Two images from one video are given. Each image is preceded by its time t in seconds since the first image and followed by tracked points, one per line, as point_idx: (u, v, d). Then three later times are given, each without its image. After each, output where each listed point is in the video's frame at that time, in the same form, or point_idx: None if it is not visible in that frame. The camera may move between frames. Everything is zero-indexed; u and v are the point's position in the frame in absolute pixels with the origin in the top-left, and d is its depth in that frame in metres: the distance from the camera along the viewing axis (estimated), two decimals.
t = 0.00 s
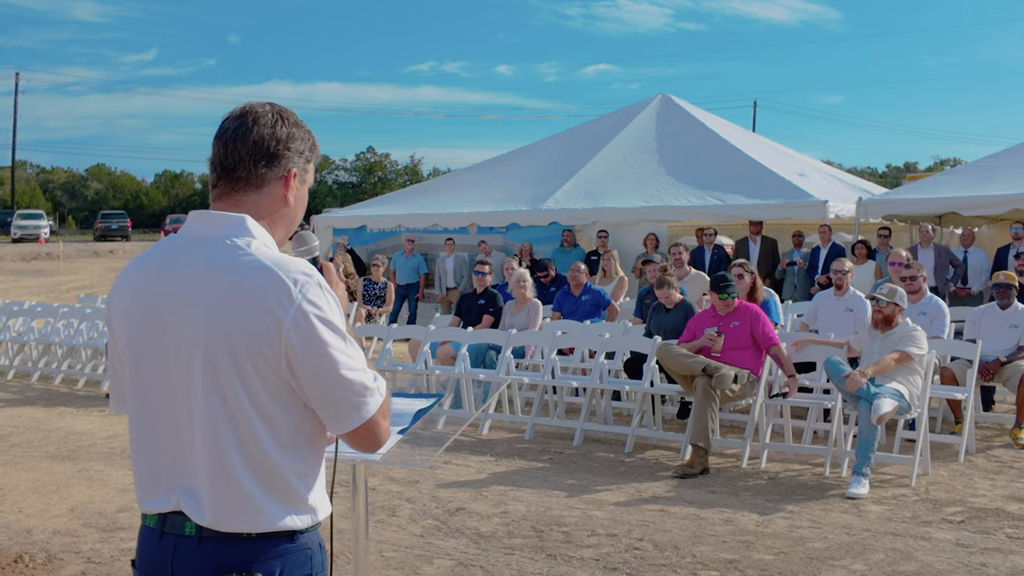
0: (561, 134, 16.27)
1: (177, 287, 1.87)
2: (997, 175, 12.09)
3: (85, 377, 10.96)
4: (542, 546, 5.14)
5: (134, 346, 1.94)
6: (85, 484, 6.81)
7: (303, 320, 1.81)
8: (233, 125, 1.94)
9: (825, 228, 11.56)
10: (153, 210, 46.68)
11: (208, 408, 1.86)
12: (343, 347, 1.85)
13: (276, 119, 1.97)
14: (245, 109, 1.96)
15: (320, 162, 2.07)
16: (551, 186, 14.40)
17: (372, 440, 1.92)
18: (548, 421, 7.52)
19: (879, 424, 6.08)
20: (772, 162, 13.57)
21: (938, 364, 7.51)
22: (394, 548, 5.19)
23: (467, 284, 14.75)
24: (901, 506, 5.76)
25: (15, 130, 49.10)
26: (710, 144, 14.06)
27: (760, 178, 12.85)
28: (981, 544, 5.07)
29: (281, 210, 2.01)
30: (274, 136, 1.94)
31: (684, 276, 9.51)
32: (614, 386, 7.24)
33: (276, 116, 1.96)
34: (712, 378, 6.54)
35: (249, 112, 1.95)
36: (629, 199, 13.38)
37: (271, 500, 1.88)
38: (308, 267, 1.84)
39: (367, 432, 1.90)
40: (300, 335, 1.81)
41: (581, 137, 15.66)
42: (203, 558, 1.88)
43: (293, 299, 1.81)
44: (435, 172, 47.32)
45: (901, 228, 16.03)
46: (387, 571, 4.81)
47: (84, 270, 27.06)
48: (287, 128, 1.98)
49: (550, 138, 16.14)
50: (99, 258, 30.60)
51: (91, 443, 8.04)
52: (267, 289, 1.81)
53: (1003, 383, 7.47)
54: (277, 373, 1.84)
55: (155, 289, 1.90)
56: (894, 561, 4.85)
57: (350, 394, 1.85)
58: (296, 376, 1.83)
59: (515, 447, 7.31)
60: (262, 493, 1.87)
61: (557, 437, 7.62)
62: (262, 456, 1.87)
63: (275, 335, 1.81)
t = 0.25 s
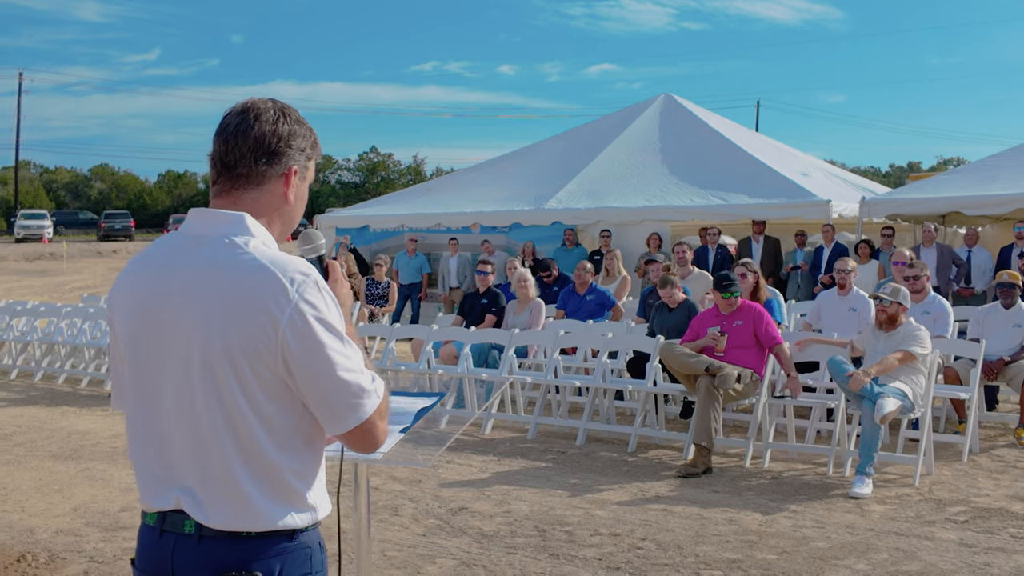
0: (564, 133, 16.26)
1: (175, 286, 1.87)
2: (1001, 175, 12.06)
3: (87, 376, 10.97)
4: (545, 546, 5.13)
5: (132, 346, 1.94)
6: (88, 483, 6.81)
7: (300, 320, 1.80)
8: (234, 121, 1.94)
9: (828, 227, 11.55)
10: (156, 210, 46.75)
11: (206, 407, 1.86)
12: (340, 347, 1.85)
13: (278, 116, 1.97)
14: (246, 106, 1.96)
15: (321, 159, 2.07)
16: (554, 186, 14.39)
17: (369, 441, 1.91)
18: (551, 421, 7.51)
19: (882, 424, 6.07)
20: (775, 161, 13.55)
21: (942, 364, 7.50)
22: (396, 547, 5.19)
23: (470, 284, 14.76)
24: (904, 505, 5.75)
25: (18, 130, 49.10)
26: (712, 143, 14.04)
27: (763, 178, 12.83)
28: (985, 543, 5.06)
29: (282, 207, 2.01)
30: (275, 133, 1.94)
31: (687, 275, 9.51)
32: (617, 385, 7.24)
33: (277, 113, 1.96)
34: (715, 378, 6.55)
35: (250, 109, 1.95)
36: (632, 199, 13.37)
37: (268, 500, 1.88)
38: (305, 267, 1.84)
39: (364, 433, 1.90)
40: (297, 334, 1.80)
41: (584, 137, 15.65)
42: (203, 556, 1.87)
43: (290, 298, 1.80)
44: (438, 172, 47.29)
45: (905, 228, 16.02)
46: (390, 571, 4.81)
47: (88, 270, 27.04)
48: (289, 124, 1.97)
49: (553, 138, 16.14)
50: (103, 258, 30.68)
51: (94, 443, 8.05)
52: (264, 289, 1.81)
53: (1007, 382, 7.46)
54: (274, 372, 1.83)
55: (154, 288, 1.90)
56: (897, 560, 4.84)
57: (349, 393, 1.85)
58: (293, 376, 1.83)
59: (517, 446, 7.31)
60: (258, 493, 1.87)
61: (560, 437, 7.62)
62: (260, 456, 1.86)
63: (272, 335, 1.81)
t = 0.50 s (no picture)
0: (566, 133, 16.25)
1: (178, 285, 1.87)
2: (1004, 175, 12.05)
3: (89, 376, 10.98)
4: (547, 546, 5.13)
5: (134, 346, 1.93)
6: (89, 483, 6.80)
7: (306, 319, 1.80)
8: (239, 123, 1.92)
9: (831, 227, 11.54)
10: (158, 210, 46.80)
11: (209, 406, 1.85)
12: (346, 346, 1.85)
13: (283, 117, 1.96)
14: (251, 107, 1.94)
15: (325, 161, 2.06)
16: (556, 186, 14.39)
17: (376, 439, 1.91)
18: (553, 421, 7.51)
19: (885, 424, 6.06)
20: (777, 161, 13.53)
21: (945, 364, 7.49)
22: (398, 547, 5.18)
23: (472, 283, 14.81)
24: (907, 505, 5.74)
25: (20, 130, 49.11)
26: (715, 143, 14.03)
27: (766, 178, 12.81)
28: (988, 544, 5.05)
29: (285, 209, 2.00)
30: (281, 135, 1.93)
31: (690, 275, 9.50)
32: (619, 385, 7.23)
33: (283, 115, 1.95)
34: (717, 377, 6.56)
35: (255, 111, 1.94)
36: (634, 198, 13.36)
37: (271, 500, 1.87)
38: (310, 266, 1.83)
39: (370, 431, 1.90)
40: (302, 333, 1.80)
41: (587, 137, 15.63)
42: (203, 558, 1.87)
43: (295, 297, 1.80)
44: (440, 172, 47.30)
45: (907, 228, 16.01)
46: (392, 571, 4.80)
47: (89, 270, 27.02)
48: (293, 127, 1.97)
49: (555, 137, 16.13)
50: (105, 258, 30.71)
51: (96, 442, 8.05)
52: (269, 288, 1.80)
53: (1010, 382, 7.45)
54: (278, 372, 1.83)
55: (156, 288, 1.89)
56: (900, 561, 4.83)
57: (354, 392, 1.84)
58: (298, 375, 1.83)
59: (519, 446, 7.30)
60: (261, 493, 1.87)
61: (562, 437, 7.61)
62: (263, 456, 1.86)
63: (277, 334, 1.80)
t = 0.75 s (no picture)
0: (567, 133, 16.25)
1: (183, 285, 1.87)
2: (1004, 175, 12.04)
3: (90, 376, 10.98)
4: (548, 546, 5.13)
5: (137, 345, 1.93)
6: (90, 483, 6.81)
7: (311, 320, 1.80)
8: (247, 123, 1.93)
9: (831, 227, 11.54)
10: (159, 210, 46.83)
11: (212, 406, 1.85)
12: (350, 347, 1.85)
13: (291, 120, 1.97)
14: (260, 108, 1.95)
15: (332, 167, 2.07)
16: (557, 186, 14.39)
17: (377, 441, 1.91)
18: (554, 421, 7.51)
19: (886, 424, 6.06)
20: (778, 161, 13.53)
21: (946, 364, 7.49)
22: (399, 547, 5.18)
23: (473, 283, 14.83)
24: (908, 506, 5.74)
25: (21, 130, 49.14)
26: (716, 143, 14.02)
27: (767, 178, 12.80)
28: (989, 544, 5.05)
29: (291, 211, 2.00)
30: (288, 137, 1.94)
31: (691, 275, 9.50)
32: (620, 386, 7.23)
33: (291, 118, 1.96)
34: (718, 377, 6.56)
35: (264, 112, 1.95)
36: (635, 198, 13.36)
37: (273, 500, 1.87)
38: (315, 267, 1.83)
39: (372, 433, 1.89)
40: (307, 334, 1.80)
41: (587, 137, 15.63)
42: (205, 558, 1.87)
43: (301, 298, 1.80)
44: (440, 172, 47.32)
45: (908, 228, 16.02)
46: (394, 571, 4.80)
47: (90, 270, 27.08)
48: (301, 130, 1.97)
49: (556, 138, 16.13)
50: (105, 258, 30.74)
51: (97, 442, 8.06)
52: (274, 288, 1.80)
53: (1011, 383, 7.44)
54: (282, 372, 1.83)
55: (160, 288, 1.89)
56: (901, 561, 4.83)
57: (358, 393, 1.84)
58: (302, 375, 1.83)
59: (520, 447, 7.30)
60: (263, 493, 1.86)
61: (563, 437, 7.61)
62: (266, 456, 1.86)
63: (282, 334, 1.80)
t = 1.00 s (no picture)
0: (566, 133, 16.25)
1: (183, 286, 1.86)
2: (1003, 175, 12.05)
3: (88, 376, 10.98)
4: (547, 547, 5.13)
5: (137, 345, 1.93)
6: (89, 483, 6.81)
7: (310, 322, 1.80)
8: (246, 124, 1.93)
9: (830, 228, 11.55)
10: (158, 210, 46.83)
11: (211, 406, 1.85)
12: (349, 350, 1.84)
13: (291, 120, 1.96)
14: (260, 109, 1.95)
15: (333, 165, 2.06)
16: (556, 187, 14.39)
17: (375, 445, 1.90)
18: (552, 422, 7.51)
19: (884, 424, 6.06)
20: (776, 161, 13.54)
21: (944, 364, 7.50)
22: (398, 547, 5.18)
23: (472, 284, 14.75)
24: (907, 506, 5.74)
25: (19, 130, 49.15)
26: (714, 143, 14.03)
27: (765, 178, 12.81)
28: (987, 544, 5.05)
29: (292, 211, 2.00)
30: (288, 137, 1.93)
31: (690, 275, 9.50)
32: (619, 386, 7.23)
33: (291, 118, 1.95)
34: (717, 378, 6.56)
35: (264, 112, 1.94)
36: (634, 199, 13.37)
37: (272, 501, 1.87)
38: (315, 270, 1.83)
39: (371, 437, 1.89)
40: (306, 337, 1.80)
41: (586, 137, 15.63)
42: (205, 558, 1.87)
43: (300, 300, 1.80)
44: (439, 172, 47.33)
45: (907, 228, 16.02)
46: (392, 572, 4.80)
47: (89, 270, 27.09)
48: (301, 129, 1.97)
49: (554, 138, 16.13)
50: (104, 258, 30.75)
51: (96, 443, 8.05)
52: (273, 290, 1.80)
53: (1009, 383, 7.45)
54: (281, 374, 1.83)
55: (160, 289, 1.89)
56: (900, 561, 4.83)
57: (358, 396, 1.84)
58: (301, 378, 1.82)
59: (519, 447, 7.30)
60: (262, 494, 1.86)
61: (562, 438, 7.61)
62: (264, 457, 1.86)
63: (281, 336, 1.80)
